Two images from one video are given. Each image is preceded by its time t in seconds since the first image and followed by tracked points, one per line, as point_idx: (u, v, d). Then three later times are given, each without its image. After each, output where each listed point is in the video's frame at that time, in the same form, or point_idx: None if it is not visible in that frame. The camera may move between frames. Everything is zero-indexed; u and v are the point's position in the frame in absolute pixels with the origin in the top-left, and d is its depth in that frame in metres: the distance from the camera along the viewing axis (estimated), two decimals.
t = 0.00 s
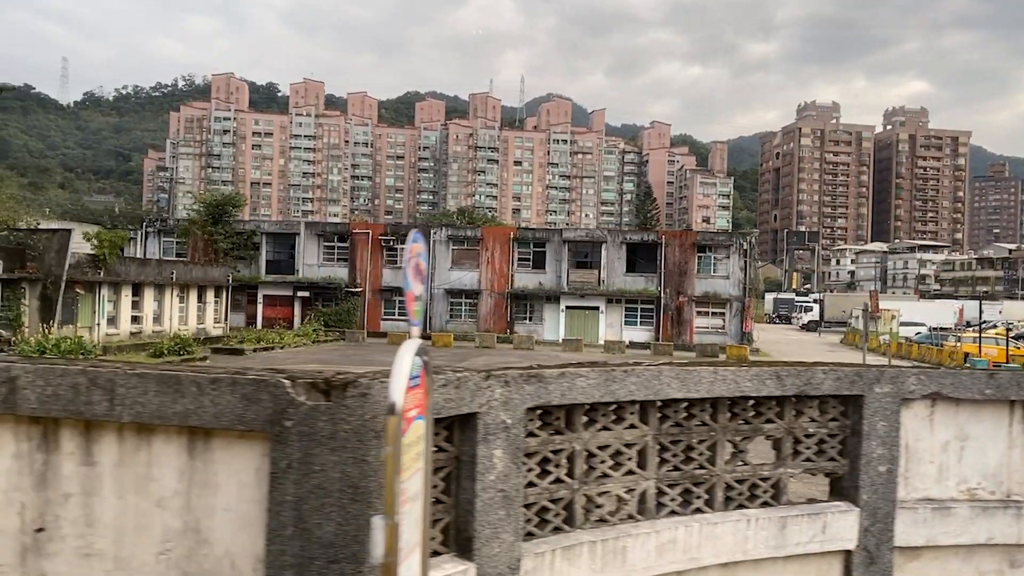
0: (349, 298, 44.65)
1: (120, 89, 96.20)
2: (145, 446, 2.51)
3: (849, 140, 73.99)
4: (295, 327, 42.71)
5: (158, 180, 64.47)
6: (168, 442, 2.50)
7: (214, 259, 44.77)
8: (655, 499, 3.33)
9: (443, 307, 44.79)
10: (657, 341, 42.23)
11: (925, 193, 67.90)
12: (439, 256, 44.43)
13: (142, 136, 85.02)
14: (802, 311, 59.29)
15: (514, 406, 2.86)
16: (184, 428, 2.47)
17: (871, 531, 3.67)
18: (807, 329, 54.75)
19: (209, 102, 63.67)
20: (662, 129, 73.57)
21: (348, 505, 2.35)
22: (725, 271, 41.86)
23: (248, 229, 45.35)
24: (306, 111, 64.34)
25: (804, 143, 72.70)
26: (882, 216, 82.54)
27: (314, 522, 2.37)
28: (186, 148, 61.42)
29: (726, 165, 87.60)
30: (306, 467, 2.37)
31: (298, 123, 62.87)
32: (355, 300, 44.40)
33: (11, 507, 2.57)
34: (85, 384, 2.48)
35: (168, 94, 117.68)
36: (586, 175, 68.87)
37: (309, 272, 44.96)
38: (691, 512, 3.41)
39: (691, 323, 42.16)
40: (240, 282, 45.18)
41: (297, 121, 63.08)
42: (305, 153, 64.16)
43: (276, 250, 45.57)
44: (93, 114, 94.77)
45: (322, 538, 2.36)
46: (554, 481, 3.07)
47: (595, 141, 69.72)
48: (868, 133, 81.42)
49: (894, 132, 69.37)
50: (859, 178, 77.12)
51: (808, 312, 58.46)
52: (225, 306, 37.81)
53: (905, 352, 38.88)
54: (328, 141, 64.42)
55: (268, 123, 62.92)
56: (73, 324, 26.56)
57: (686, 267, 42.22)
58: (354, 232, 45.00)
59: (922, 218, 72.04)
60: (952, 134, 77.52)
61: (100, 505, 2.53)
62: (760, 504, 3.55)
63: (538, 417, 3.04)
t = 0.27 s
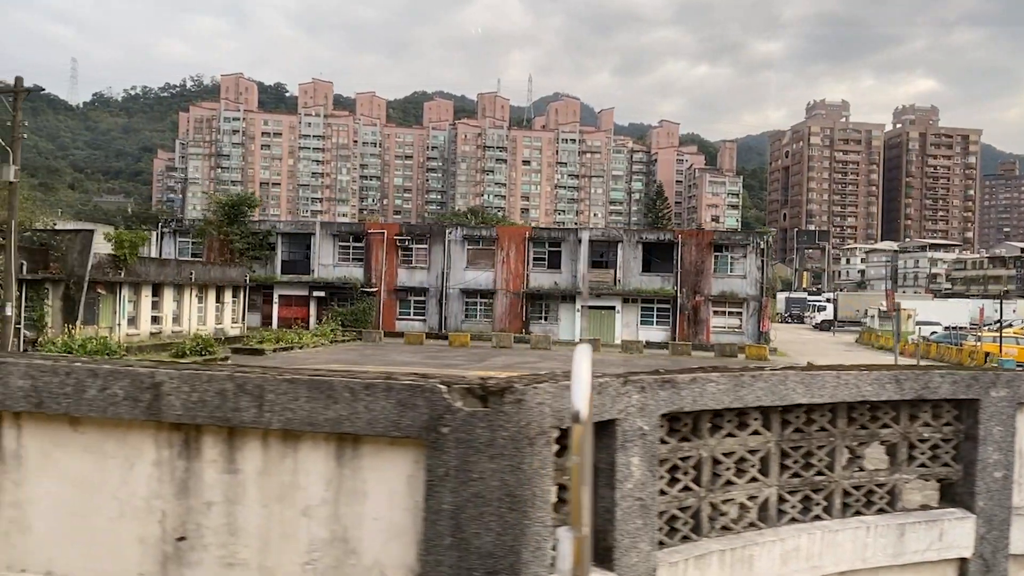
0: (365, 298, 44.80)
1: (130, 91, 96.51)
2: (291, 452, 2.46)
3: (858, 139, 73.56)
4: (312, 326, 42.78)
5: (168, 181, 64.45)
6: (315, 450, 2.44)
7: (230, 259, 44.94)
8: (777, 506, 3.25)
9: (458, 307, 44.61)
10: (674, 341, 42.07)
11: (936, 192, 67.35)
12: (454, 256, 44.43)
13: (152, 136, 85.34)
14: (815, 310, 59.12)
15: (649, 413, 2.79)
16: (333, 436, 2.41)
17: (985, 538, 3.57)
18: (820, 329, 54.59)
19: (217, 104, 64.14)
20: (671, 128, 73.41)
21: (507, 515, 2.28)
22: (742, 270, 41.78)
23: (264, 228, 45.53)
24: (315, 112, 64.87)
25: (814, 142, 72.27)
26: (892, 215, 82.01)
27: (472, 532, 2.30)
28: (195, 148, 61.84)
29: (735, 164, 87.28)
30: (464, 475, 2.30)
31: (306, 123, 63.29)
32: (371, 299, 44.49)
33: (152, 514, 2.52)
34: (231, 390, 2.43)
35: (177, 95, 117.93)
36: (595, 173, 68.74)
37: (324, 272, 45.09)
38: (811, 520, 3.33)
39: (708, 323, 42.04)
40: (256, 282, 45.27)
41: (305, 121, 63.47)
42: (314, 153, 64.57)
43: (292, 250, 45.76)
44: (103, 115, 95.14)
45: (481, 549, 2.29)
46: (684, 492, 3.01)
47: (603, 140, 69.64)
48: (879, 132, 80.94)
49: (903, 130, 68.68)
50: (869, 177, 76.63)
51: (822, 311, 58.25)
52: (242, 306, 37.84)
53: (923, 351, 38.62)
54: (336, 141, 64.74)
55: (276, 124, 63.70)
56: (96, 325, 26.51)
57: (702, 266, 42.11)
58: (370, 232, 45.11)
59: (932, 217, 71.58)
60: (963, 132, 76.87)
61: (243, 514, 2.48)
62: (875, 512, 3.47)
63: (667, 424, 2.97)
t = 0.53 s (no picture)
0: (380, 299, 44.85)
1: (138, 92, 96.74)
2: (444, 462, 2.39)
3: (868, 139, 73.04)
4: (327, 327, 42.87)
5: (178, 182, 64.44)
6: (470, 460, 2.38)
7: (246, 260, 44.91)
8: (905, 515, 3.18)
9: (473, 308, 44.57)
10: (691, 342, 41.95)
11: (946, 192, 66.91)
12: (469, 257, 44.47)
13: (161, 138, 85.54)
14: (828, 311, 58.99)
15: (791, 423, 2.73)
16: (490, 446, 2.35)
17: None
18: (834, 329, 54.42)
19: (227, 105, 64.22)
20: (679, 129, 73.34)
21: (675, 529, 2.21)
22: (758, 271, 41.72)
23: (279, 230, 45.54)
24: (324, 114, 65.44)
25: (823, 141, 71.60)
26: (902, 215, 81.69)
27: (639, 547, 2.23)
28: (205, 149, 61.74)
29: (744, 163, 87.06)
30: (631, 488, 2.24)
31: (315, 125, 63.91)
32: (386, 301, 44.52)
33: (298, 526, 2.47)
34: (385, 399, 2.39)
35: (185, 96, 118.24)
36: (604, 174, 68.92)
37: (339, 273, 45.20)
38: (937, 530, 3.23)
39: (725, 324, 41.95)
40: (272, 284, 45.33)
41: (314, 123, 64.05)
42: (323, 155, 65.14)
43: (307, 251, 45.75)
44: (112, 116, 95.46)
45: (649, 565, 2.22)
46: (819, 501, 2.95)
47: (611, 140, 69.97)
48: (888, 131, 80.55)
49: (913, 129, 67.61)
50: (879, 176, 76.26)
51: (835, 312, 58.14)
52: (260, 308, 37.88)
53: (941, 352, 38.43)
54: (345, 142, 65.35)
55: (286, 126, 64.02)
56: (118, 326, 26.63)
57: (719, 267, 42.02)
58: (385, 234, 45.23)
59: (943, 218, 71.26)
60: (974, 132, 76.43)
61: (394, 525, 2.42)
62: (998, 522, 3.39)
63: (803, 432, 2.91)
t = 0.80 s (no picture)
0: (397, 299, 44.83)
1: (147, 92, 96.90)
2: (632, 477, 2.31)
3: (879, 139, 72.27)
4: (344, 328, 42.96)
5: (187, 181, 64.32)
6: (661, 474, 2.30)
7: (263, 260, 45.00)
8: None
9: (489, 309, 44.54)
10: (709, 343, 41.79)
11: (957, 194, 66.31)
12: (485, 257, 44.38)
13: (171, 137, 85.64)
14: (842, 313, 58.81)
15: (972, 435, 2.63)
16: (685, 460, 2.27)
17: None
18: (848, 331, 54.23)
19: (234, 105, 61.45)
20: (686, 129, 73.22)
21: (887, 549, 2.14)
22: (777, 272, 41.58)
23: (296, 230, 45.91)
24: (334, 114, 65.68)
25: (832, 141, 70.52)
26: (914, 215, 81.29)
27: (849, 567, 2.15)
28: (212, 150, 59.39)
29: (754, 163, 86.77)
30: (840, 506, 2.16)
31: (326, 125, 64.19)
32: (403, 301, 44.46)
33: (475, 539, 2.40)
34: (575, 411, 2.29)
35: (194, 95, 118.40)
36: (612, 174, 69.20)
37: (356, 273, 45.31)
38: None
39: (743, 325, 41.91)
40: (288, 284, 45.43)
41: (324, 124, 64.42)
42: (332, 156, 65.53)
43: (324, 251, 45.97)
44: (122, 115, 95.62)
45: None
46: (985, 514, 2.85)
47: (619, 141, 70.31)
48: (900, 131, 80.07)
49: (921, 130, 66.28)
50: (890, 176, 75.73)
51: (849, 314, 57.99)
52: (279, 308, 37.94)
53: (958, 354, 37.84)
54: (354, 142, 65.97)
55: (296, 126, 62.90)
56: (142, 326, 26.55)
57: (737, 268, 41.98)
58: (402, 234, 45.28)
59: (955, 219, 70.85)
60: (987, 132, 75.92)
61: (578, 540, 2.35)
62: None
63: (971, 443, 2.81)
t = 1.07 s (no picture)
0: (415, 300, 44.76)
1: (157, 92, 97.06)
2: (867, 492, 2.24)
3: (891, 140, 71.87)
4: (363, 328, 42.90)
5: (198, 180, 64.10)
6: (898, 488, 2.23)
7: (282, 261, 44.99)
8: None
9: (507, 310, 44.26)
10: (729, 346, 41.61)
11: (970, 196, 65.88)
12: (504, 258, 44.24)
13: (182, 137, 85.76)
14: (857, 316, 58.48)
15: None
16: (926, 474, 2.19)
17: None
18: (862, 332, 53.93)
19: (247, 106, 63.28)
20: (698, 129, 72.12)
21: None
22: (798, 275, 41.44)
23: (315, 231, 45.74)
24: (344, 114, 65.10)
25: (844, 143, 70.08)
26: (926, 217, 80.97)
27: None
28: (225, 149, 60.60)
29: (765, 164, 86.49)
30: None
31: (336, 125, 63.76)
32: (421, 302, 44.36)
33: (696, 554, 2.33)
34: (812, 424, 2.22)
35: (202, 95, 118.56)
36: (622, 176, 68.97)
37: (374, 274, 45.24)
38: None
39: (764, 327, 41.63)
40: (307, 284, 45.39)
41: (335, 124, 63.91)
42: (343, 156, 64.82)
43: (342, 252, 45.82)
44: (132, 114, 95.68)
45: None
46: None
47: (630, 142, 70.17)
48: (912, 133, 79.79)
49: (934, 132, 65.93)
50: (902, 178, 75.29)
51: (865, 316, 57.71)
52: (300, 308, 38.04)
53: (976, 357, 37.65)
54: (365, 143, 65.19)
55: (307, 126, 63.63)
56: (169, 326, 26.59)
57: (758, 270, 41.86)
58: (420, 234, 45.22)
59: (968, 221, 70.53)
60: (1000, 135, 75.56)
61: (808, 555, 2.28)
62: None
63: None
